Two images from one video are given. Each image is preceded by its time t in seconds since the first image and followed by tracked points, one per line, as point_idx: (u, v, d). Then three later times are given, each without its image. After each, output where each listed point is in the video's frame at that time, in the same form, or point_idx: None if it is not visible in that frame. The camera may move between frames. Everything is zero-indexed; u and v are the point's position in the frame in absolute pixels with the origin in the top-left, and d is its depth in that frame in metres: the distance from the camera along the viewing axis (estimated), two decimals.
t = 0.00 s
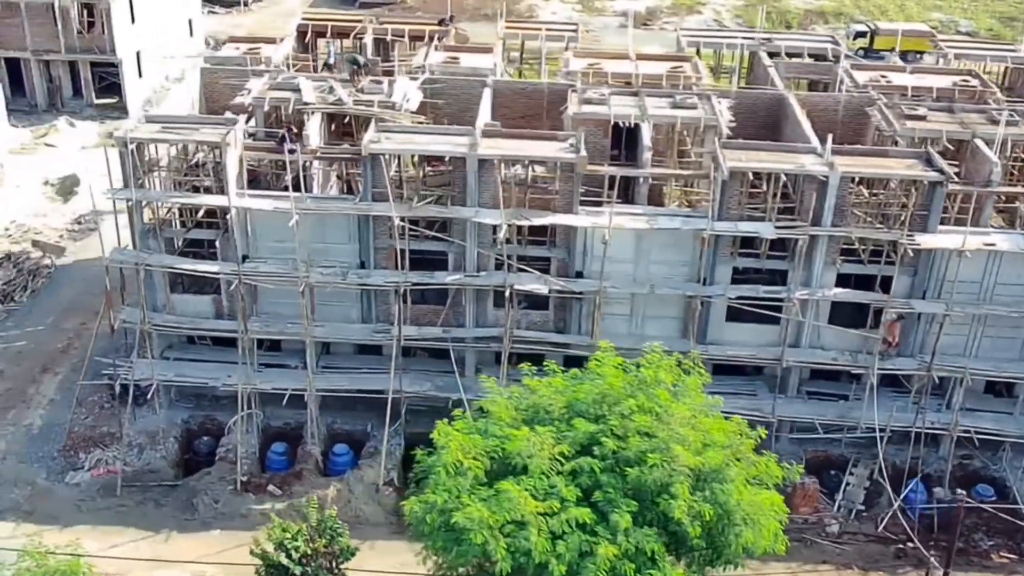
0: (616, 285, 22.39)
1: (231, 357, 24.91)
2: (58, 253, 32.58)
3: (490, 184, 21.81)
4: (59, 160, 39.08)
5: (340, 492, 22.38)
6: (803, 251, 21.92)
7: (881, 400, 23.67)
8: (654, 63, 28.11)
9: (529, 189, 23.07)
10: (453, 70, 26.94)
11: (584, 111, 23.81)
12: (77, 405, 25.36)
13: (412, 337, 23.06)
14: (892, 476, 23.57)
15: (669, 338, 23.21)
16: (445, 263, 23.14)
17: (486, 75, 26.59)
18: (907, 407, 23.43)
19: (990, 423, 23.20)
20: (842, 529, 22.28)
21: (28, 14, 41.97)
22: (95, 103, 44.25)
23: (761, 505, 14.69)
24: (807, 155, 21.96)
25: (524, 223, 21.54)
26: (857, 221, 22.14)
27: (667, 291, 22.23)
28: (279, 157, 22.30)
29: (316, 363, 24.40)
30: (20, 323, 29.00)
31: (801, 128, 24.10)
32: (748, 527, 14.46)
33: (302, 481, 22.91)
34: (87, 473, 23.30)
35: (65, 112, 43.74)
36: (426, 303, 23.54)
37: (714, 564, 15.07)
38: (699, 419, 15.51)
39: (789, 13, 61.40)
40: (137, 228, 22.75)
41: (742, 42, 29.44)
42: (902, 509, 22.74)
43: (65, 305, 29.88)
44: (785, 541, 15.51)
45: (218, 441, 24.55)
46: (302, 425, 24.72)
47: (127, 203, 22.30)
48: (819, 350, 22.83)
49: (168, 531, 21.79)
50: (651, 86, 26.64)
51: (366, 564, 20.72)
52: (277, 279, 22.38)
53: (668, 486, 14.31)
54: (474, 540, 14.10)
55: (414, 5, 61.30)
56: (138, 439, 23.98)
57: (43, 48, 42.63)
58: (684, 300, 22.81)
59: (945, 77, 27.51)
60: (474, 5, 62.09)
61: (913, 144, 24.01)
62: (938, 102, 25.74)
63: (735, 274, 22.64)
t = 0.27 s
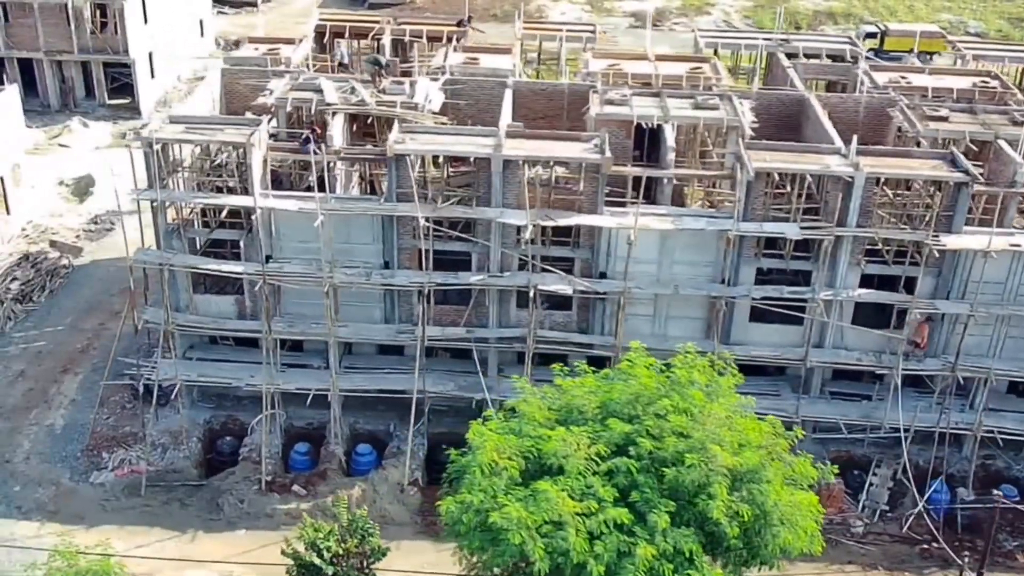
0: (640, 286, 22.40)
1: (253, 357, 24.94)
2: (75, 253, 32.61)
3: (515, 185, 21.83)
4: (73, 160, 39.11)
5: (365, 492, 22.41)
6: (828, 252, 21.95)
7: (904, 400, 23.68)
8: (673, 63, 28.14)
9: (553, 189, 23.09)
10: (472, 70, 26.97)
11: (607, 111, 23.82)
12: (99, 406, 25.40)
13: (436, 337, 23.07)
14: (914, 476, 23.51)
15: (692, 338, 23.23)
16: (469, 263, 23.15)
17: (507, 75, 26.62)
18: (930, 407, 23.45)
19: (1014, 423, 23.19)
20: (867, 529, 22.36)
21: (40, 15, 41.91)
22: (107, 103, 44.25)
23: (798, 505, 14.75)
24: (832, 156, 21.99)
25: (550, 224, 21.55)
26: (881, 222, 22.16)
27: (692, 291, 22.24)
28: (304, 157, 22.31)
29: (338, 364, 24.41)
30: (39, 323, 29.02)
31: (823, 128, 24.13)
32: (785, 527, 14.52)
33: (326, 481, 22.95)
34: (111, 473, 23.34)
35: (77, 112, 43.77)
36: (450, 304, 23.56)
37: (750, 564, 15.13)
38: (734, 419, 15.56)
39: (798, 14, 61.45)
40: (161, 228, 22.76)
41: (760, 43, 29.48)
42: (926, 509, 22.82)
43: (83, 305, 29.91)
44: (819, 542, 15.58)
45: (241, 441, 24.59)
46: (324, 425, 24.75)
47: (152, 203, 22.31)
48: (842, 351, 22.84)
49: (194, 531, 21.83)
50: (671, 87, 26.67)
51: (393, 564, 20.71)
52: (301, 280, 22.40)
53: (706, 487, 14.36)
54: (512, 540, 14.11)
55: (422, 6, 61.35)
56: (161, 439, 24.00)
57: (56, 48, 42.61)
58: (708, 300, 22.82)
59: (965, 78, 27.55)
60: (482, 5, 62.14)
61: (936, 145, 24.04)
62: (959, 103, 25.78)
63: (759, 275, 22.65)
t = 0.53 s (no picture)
0: (665, 286, 22.41)
1: (276, 357, 24.94)
2: (94, 253, 32.64)
3: (541, 185, 21.84)
4: (89, 160, 39.15)
5: (390, 493, 22.41)
6: (853, 253, 21.94)
7: (928, 402, 23.65)
8: (694, 64, 28.16)
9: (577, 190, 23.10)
10: (494, 71, 26.98)
11: (630, 112, 23.82)
12: (121, 406, 25.42)
13: (460, 338, 23.06)
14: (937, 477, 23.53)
15: (717, 339, 23.22)
16: (493, 264, 23.16)
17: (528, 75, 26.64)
18: (954, 408, 23.41)
19: None
20: (892, 530, 22.34)
21: (55, 15, 41.91)
22: (121, 104, 44.29)
23: (835, 507, 14.75)
24: (858, 157, 21.99)
25: (576, 224, 21.54)
26: (907, 223, 22.15)
27: (717, 292, 22.24)
28: (329, 158, 22.37)
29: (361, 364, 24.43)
30: (60, 323, 29.04)
31: (847, 129, 24.13)
32: (823, 528, 14.52)
33: (350, 482, 22.93)
34: (135, 474, 23.36)
35: (91, 112, 43.83)
36: (474, 304, 23.57)
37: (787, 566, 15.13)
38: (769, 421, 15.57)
39: (808, 14, 61.44)
40: (186, 229, 22.77)
41: (780, 44, 29.49)
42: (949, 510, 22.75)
43: (103, 305, 29.96)
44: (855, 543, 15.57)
45: (264, 441, 24.61)
46: (347, 425, 24.74)
47: (177, 204, 22.33)
48: (867, 352, 22.82)
49: (219, 532, 21.84)
50: (693, 87, 26.68)
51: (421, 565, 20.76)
52: (327, 280, 22.41)
53: (744, 488, 14.36)
54: (551, 541, 14.11)
55: (433, 6, 61.37)
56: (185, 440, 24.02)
57: (71, 49, 42.64)
58: (733, 301, 22.81)
59: (986, 78, 27.54)
60: (493, 5, 62.16)
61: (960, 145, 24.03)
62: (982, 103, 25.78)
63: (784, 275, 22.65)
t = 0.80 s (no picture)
0: (689, 288, 22.43)
1: (298, 358, 24.95)
2: (110, 254, 32.66)
3: (566, 187, 21.86)
4: (103, 161, 39.17)
5: (413, 494, 22.41)
6: (877, 254, 21.97)
7: (950, 403, 23.67)
8: (713, 66, 28.18)
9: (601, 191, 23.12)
10: (514, 72, 27.00)
11: (653, 114, 23.85)
12: (142, 407, 25.44)
13: (484, 338, 23.08)
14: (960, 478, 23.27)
15: (740, 341, 23.24)
16: (517, 265, 23.18)
17: (548, 77, 26.66)
18: (977, 410, 23.44)
19: None
20: (915, 531, 22.34)
21: (69, 16, 41.93)
22: (134, 105, 44.32)
23: (871, 508, 14.78)
24: (882, 159, 22.02)
25: (601, 225, 21.56)
26: (931, 225, 22.17)
27: (741, 293, 22.26)
28: (354, 159, 22.42)
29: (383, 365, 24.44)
30: (78, 324, 29.05)
31: (869, 130, 24.13)
32: (860, 530, 14.54)
33: (373, 483, 22.89)
34: (158, 474, 23.38)
35: (104, 113, 43.86)
36: (497, 305, 23.59)
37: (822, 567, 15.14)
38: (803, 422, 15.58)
39: (818, 15, 61.46)
40: (210, 229, 22.80)
41: (798, 45, 29.51)
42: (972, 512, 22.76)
43: (121, 306, 29.98)
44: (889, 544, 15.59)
45: (286, 442, 24.62)
46: (368, 426, 24.73)
47: (202, 205, 22.35)
48: (890, 353, 22.86)
49: (243, 532, 21.85)
50: (713, 89, 26.71)
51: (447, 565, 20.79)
52: (351, 281, 22.43)
53: (781, 489, 14.37)
54: (588, 541, 14.12)
55: (442, 7, 61.41)
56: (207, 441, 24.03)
57: (84, 50, 42.66)
58: (756, 302, 22.83)
59: (1006, 80, 27.55)
60: (502, 6, 62.18)
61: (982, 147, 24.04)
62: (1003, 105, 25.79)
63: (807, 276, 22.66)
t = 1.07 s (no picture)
0: (714, 288, 22.40)
1: (320, 358, 24.95)
2: (128, 254, 32.67)
3: (591, 187, 21.86)
4: (118, 161, 39.18)
5: (438, 494, 22.39)
6: (902, 254, 21.95)
7: (974, 404, 23.68)
8: (734, 66, 28.19)
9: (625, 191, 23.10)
10: (534, 72, 26.98)
11: (676, 114, 23.84)
12: (164, 407, 25.44)
13: (507, 339, 23.07)
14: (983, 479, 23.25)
15: (764, 341, 23.22)
16: (540, 266, 23.17)
17: (569, 77, 26.66)
18: (1000, 410, 23.45)
19: None
20: (940, 532, 22.28)
21: (83, 16, 41.99)
22: (147, 105, 44.35)
23: (908, 509, 14.81)
24: (907, 159, 22.01)
25: (626, 226, 21.54)
26: (956, 225, 22.15)
27: (766, 294, 22.23)
28: (378, 159, 22.44)
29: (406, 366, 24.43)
30: (98, 324, 29.06)
31: (892, 130, 24.10)
32: (897, 531, 14.56)
33: (397, 483, 22.92)
34: (181, 475, 23.37)
35: (118, 112, 43.88)
36: (520, 306, 23.58)
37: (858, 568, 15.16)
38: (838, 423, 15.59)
39: (828, 15, 61.45)
40: (234, 230, 22.83)
41: (817, 45, 29.51)
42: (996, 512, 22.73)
43: (140, 306, 29.98)
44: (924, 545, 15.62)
45: (308, 442, 24.62)
46: (391, 426, 24.77)
47: (226, 205, 22.35)
48: (915, 354, 22.85)
49: (268, 533, 21.85)
50: (734, 89, 26.70)
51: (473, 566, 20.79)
52: (376, 282, 22.43)
53: (819, 490, 14.38)
54: (626, 543, 14.10)
55: (452, 6, 61.42)
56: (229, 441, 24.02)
57: (98, 49, 42.70)
58: (780, 303, 22.81)
59: None
60: (513, 6, 62.19)
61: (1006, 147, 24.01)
62: None
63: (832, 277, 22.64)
